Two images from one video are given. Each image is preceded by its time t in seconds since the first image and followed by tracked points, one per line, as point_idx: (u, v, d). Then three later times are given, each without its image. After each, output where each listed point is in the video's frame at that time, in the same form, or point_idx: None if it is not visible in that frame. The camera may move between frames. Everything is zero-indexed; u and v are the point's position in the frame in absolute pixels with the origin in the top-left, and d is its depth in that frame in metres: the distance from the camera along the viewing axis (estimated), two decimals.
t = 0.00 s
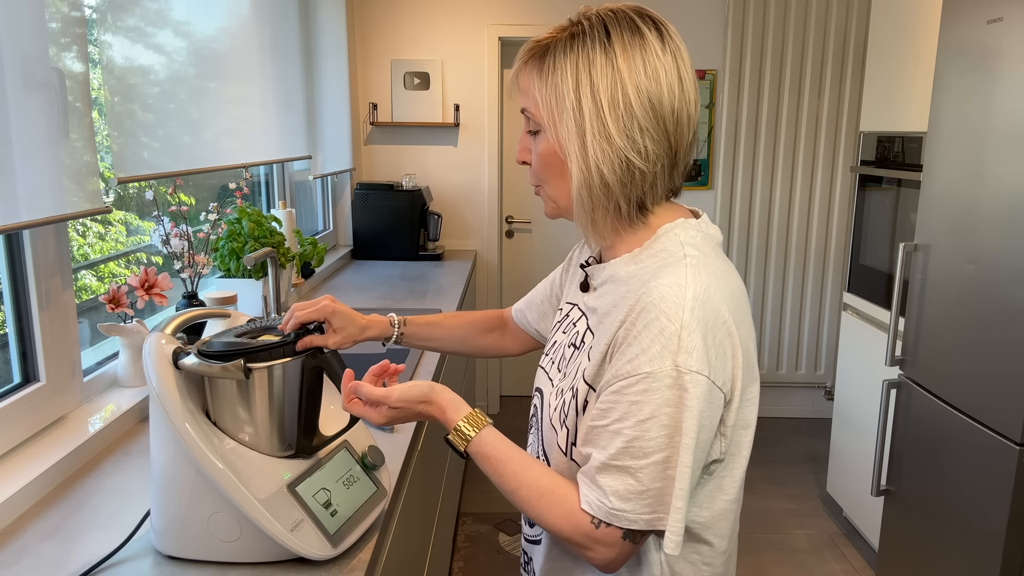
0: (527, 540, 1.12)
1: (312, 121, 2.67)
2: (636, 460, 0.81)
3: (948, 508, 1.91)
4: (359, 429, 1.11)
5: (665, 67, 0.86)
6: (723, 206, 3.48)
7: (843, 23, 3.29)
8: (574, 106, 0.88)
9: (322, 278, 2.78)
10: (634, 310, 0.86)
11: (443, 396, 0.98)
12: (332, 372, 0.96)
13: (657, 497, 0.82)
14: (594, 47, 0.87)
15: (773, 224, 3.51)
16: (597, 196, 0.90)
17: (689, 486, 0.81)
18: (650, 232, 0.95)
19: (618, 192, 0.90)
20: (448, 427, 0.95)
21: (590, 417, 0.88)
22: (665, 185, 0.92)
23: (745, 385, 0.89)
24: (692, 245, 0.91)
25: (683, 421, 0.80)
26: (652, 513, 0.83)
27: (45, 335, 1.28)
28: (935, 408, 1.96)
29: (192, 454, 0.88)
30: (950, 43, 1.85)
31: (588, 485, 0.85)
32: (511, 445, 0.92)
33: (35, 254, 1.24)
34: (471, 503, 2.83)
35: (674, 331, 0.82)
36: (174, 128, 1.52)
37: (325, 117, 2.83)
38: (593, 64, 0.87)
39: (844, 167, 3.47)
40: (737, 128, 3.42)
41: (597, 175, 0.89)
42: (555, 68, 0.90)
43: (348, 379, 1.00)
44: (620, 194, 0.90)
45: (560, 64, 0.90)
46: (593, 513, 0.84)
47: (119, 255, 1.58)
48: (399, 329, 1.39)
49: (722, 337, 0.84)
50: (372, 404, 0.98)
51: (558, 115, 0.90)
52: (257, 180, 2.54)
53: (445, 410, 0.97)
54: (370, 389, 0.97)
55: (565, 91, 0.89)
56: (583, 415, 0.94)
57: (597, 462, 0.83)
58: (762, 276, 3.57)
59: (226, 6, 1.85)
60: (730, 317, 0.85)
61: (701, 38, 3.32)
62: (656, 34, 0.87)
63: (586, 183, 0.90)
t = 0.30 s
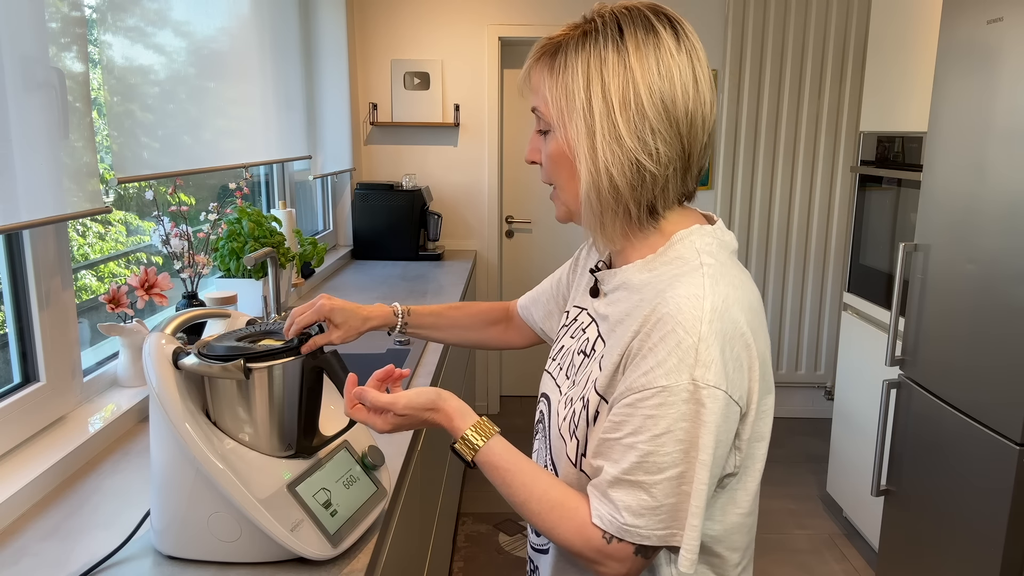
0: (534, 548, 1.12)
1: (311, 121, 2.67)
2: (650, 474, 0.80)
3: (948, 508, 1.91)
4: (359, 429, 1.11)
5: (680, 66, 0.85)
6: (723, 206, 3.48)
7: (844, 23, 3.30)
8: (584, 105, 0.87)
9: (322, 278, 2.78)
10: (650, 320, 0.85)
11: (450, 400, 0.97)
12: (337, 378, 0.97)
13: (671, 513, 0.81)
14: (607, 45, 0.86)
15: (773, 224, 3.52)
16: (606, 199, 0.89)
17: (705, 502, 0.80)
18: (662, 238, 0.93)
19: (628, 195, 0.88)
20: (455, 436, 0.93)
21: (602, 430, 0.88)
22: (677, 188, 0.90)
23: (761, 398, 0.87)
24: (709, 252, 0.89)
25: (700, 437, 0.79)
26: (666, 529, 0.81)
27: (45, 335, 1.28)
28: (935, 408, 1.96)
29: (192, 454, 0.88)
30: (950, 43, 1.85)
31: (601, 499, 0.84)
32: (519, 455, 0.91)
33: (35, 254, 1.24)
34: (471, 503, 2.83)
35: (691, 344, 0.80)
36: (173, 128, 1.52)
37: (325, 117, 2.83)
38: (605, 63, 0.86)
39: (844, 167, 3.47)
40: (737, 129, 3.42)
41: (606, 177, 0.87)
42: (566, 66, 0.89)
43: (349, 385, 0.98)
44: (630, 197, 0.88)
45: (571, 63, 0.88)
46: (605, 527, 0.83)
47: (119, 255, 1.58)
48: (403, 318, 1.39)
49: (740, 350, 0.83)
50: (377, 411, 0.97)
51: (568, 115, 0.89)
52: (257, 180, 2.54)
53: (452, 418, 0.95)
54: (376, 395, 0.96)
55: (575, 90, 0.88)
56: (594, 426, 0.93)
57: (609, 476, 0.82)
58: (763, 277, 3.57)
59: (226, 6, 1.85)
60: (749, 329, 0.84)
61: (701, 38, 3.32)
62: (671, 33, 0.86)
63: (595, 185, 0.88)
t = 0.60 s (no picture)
0: (539, 556, 1.15)
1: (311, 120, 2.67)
2: (666, 488, 0.80)
3: (948, 508, 1.92)
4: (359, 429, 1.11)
5: (687, 70, 0.84)
6: (723, 206, 3.48)
7: (844, 24, 3.30)
8: (591, 111, 0.87)
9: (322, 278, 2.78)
10: (666, 331, 0.84)
11: (458, 413, 0.96)
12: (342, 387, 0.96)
13: (687, 527, 0.81)
14: (613, 50, 0.86)
15: (773, 225, 3.52)
16: (613, 206, 0.88)
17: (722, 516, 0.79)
18: (673, 246, 0.92)
19: (636, 202, 0.88)
20: (465, 448, 0.93)
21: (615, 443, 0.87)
22: (687, 194, 0.90)
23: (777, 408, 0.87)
24: (724, 261, 0.88)
25: (717, 451, 0.78)
26: (683, 543, 0.81)
27: (46, 335, 1.28)
28: (935, 408, 1.96)
29: (192, 455, 0.88)
30: (950, 43, 1.85)
31: (615, 513, 0.83)
32: (529, 466, 0.90)
33: (35, 254, 1.24)
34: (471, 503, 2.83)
35: (709, 356, 0.80)
36: (173, 128, 1.52)
37: (325, 117, 2.83)
38: (611, 68, 0.85)
39: (844, 167, 3.47)
40: (737, 129, 3.42)
41: (614, 184, 0.87)
42: (572, 71, 0.89)
43: (355, 396, 0.96)
44: (638, 203, 0.88)
45: (577, 68, 0.88)
46: (619, 542, 0.82)
47: (119, 255, 1.58)
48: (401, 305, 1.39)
49: (757, 360, 0.82)
50: (384, 422, 0.96)
51: (575, 121, 0.89)
52: (257, 180, 2.54)
53: (461, 429, 0.94)
54: (383, 406, 0.94)
55: (581, 95, 0.88)
56: (607, 437, 0.92)
57: (624, 490, 0.82)
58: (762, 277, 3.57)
59: (226, 6, 1.85)
60: (766, 340, 0.84)
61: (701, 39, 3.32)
62: (678, 36, 0.85)
63: (602, 192, 0.88)
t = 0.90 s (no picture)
0: (545, 562, 1.16)
1: (311, 120, 2.67)
2: (675, 494, 0.80)
3: (948, 508, 1.92)
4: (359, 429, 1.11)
5: (690, 68, 0.84)
6: (723, 207, 3.48)
7: (844, 24, 3.30)
8: (593, 113, 0.87)
9: (322, 278, 2.78)
10: (676, 334, 0.84)
11: (462, 421, 0.95)
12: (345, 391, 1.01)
13: (697, 533, 0.81)
14: (614, 50, 0.86)
15: (773, 225, 3.52)
16: (619, 208, 0.88)
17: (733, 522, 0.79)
18: (681, 248, 0.93)
19: (642, 203, 0.88)
20: (469, 453, 0.93)
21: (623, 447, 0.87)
22: (694, 194, 0.90)
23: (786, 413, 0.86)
24: (733, 263, 0.88)
25: (729, 455, 0.78)
26: (693, 548, 0.81)
27: (46, 335, 1.28)
28: (935, 407, 1.96)
29: (192, 455, 0.88)
30: (950, 43, 1.85)
31: (623, 518, 0.83)
32: (535, 472, 0.90)
33: (35, 254, 1.24)
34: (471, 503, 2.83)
35: (719, 360, 0.80)
36: (173, 128, 1.52)
37: (325, 117, 2.83)
38: (613, 69, 0.85)
39: (844, 167, 3.47)
40: (738, 129, 3.42)
41: (619, 185, 0.87)
42: (573, 74, 0.89)
43: (360, 400, 0.99)
44: (644, 204, 0.88)
45: (578, 70, 0.88)
46: (628, 548, 0.82)
47: (119, 255, 1.58)
48: (399, 301, 1.39)
49: (767, 363, 0.83)
50: (388, 428, 0.96)
51: (577, 123, 0.89)
52: (257, 180, 2.54)
53: (466, 434, 0.94)
54: (387, 412, 0.95)
55: (583, 98, 0.87)
56: (614, 442, 0.92)
57: (632, 495, 0.82)
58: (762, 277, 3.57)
59: (226, 6, 1.85)
60: (776, 343, 0.84)
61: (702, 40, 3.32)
62: (679, 35, 0.85)
63: (608, 193, 0.88)
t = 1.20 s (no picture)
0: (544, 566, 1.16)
1: (311, 120, 2.67)
2: (670, 496, 0.80)
3: (948, 508, 1.92)
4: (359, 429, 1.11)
5: (664, 67, 0.83)
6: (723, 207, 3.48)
7: (844, 24, 3.30)
8: (574, 124, 0.87)
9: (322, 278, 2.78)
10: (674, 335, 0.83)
11: (463, 415, 0.95)
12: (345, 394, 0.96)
13: (692, 535, 0.81)
14: (588, 60, 0.86)
15: (773, 225, 3.52)
16: (609, 214, 0.88)
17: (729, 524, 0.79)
18: (681, 247, 0.91)
19: (631, 207, 0.87)
20: (470, 451, 0.93)
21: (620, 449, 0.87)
22: (686, 193, 0.88)
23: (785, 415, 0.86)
24: (732, 263, 0.87)
25: (725, 457, 0.78)
26: (689, 551, 0.81)
27: (46, 335, 1.28)
28: (935, 407, 1.96)
29: (192, 455, 0.88)
30: (950, 43, 1.85)
31: (620, 520, 0.83)
32: (535, 473, 0.90)
33: (35, 254, 1.24)
34: (471, 503, 2.83)
35: (715, 361, 0.79)
36: (173, 128, 1.52)
37: (325, 117, 2.83)
38: (588, 80, 0.85)
39: (844, 167, 3.47)
40: (738, 129, 3.42)
41: (606, 192, 0.86)
42: (553, 88, 0.90)
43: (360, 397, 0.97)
44: (634, 208, 0.87)
45: (557, 84, 0.89)
46: (624, 550, 0.82)
47: (119, 255, 1.58)
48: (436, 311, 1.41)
49: (764, 365, 0.82)
50: (388, 424, 0.96)
51: (561, 136, 0.89)
52: (257, 180, 2.54)
53: (466, 431, 0.94)
54: (388, 408, 0.95)
55: (565, 111, 0.88)
56: (613, 440, 0.92)
57: (629, 496, 0.82)
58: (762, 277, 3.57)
59: (226, 6, 1.85)
60: (774, 344, 0.83)
61: (702, 41, 3.33)
62: (651, 37, 0.84)
63: (597, 201, 0.87)
